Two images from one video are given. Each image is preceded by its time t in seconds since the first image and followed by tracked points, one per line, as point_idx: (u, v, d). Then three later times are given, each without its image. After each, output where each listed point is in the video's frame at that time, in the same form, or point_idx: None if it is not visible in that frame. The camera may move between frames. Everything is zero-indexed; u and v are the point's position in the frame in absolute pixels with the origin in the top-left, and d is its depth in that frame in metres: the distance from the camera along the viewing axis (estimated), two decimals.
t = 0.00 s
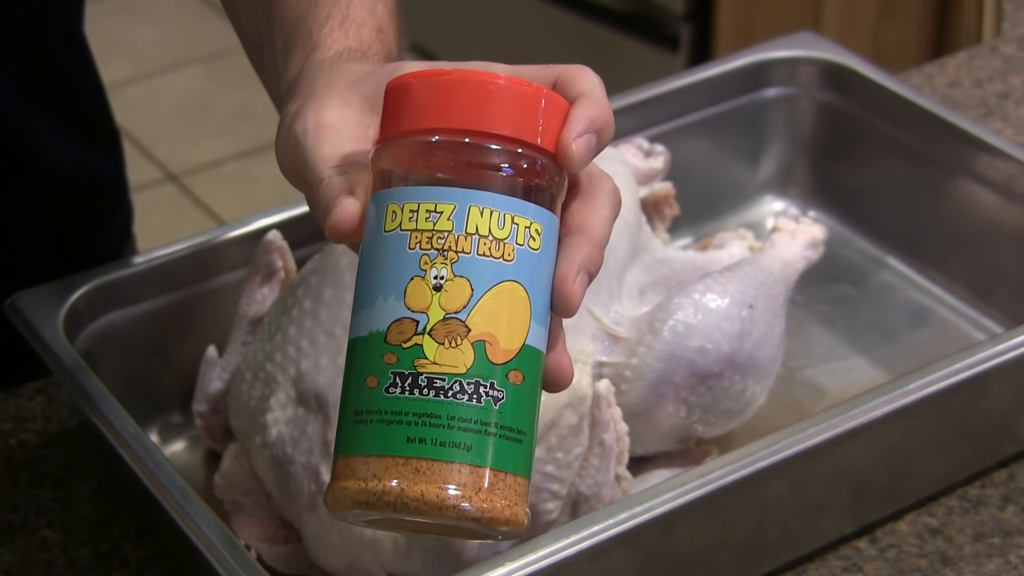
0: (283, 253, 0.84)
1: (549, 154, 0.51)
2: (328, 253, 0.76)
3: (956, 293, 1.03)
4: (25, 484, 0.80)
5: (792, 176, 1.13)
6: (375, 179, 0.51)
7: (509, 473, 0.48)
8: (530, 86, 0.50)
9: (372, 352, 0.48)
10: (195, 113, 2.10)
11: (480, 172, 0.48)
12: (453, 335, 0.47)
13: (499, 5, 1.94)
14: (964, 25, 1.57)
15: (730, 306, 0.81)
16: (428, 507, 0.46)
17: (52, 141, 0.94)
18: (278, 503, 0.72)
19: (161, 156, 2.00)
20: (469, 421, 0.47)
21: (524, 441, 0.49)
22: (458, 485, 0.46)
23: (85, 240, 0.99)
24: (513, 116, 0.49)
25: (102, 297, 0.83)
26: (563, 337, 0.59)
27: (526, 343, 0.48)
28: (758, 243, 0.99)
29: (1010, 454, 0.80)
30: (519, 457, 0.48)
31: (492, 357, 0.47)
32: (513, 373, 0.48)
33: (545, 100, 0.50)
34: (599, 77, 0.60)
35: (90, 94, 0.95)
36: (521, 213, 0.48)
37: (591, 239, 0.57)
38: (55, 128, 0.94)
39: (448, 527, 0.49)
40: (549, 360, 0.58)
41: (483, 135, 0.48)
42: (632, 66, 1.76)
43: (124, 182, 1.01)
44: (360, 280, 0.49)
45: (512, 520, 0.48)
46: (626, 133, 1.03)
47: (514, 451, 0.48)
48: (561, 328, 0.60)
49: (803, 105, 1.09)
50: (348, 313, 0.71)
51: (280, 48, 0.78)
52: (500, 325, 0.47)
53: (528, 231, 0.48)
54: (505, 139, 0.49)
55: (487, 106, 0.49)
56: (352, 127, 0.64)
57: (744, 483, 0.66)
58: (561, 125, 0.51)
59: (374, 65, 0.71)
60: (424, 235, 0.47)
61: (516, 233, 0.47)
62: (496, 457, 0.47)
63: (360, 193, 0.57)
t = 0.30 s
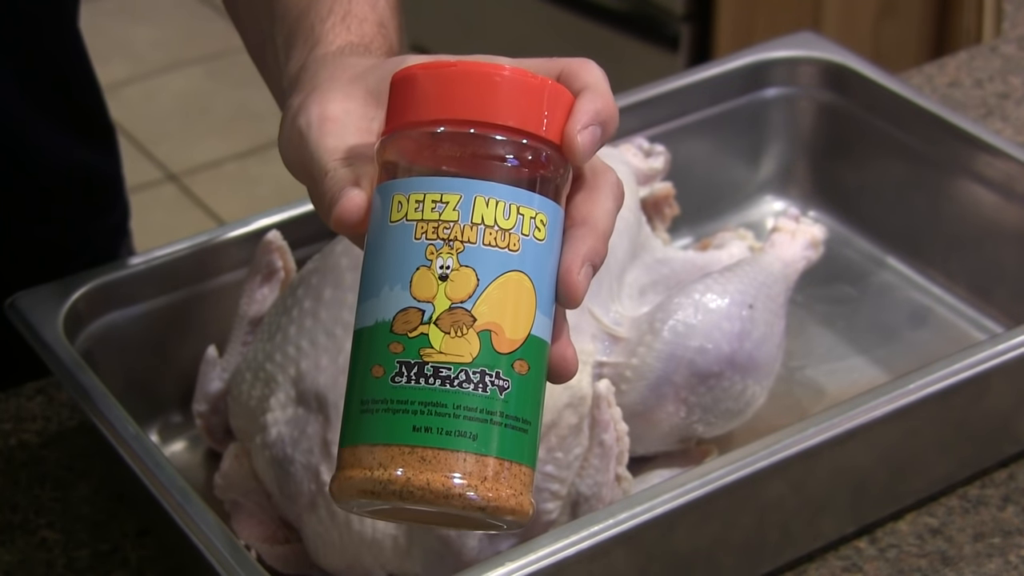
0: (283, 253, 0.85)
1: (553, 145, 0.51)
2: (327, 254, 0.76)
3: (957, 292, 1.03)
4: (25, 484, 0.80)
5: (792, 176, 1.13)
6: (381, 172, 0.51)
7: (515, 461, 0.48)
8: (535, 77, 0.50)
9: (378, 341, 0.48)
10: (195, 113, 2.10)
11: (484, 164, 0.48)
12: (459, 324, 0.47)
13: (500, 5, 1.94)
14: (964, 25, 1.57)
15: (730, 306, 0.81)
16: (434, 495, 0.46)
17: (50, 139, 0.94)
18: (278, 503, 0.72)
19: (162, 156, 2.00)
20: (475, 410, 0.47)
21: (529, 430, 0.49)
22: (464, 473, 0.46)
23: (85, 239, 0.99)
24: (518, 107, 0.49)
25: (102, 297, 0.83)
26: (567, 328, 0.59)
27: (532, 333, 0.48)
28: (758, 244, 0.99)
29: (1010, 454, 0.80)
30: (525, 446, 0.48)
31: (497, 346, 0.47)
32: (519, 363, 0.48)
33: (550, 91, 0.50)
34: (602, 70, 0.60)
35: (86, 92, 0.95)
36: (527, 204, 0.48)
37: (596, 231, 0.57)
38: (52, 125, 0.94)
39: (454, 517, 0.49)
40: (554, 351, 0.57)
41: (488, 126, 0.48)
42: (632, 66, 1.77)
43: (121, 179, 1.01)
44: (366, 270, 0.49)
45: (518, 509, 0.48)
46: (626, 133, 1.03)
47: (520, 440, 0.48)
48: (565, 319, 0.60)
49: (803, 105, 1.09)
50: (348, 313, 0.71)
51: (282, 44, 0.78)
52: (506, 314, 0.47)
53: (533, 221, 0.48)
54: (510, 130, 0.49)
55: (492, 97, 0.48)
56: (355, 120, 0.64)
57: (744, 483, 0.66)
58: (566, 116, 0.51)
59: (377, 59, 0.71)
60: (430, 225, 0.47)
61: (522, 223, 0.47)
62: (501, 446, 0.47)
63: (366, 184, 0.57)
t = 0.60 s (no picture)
0: (283, 253, 0.85)
1: (552, 141, 0.51)
2: (328, 253, 0.76)
3: (957, 292, 1.03)
4: (25, 484, 0.80)
5: (792, 176, 1.13)
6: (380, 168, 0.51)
7: (513, 457, 0.48)
8: (534, 73, 0.50)
9: (377, 336, 0.48)
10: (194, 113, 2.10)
11: (483, 158, 0.48)
12: (458, 319, 0.47)
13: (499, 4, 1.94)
14: (964, 25, 1.57)
15: (730, 306, 0.81)
16: (432, 489, 0.46)
17: (48, 136, 0.94)
18: (278, 503, 0.72)
19: (161, 156, 2.00)
20: (473, 404, 0.47)
21: (527, 426, 0.49)
22: (462, 468, 0.46)
23: (82, 238, 0.99)
24: (518, 103, 0.49)
25: (102, 298, 0.83)
26: (565, 324, 0.59)
27: (530, 328, 0.48)
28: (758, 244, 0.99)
29: (1010, 454, 0.80)
30: (523, 441, 0.48)
31: (496, 341, 0.47)
32: (517, 358, 0.48)
33: (549, 87, 0.50)
34: (601, 68, 0.60)
35: (81, 88, 0.95)
36: (526, 199, 0.48)
37: (593, 227, 0.57)
38: (49, 122, 0.94)
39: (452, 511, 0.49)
40: (551, 346, 0.58)
41: (487, 122, 0.48)
42: (631, 65, 1.77)
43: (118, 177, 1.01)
44: (365, 265, 0.49)
45: (515, 504, 0.48)
46: (626, 133, 1.03)
47: (518, 435, 0.48)
48: (563, 315, 0.60)
49: (803, 105, 1.09)
50: (348, 313, 0.71)
51: (280, 41, 0.78)
52: (505, 309, 0.47)
53: (533, 217, 0.48)
54: (509, 126, 0.49)
55: (491, 93, 0.49)
56: (354, 116, 0.64)
57: (744, 483, 0.66)
58: (565, 113, 0.51)
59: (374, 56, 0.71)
60: (430, 220, 0.47)
61: (521, 219, 0.48)
62: (499, 440, 0.47)
63: (364, 179, 0.57)
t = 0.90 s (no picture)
0: (283, 253, 0.85)
1: (542, 137, 0.51)
2: (328, 253, 0.76)
3: (957, 293, 1.03)
4: (25, 484, 0.80)
5: (792, 176, 1.13)
6: (370, 162, 0.51)
7: (501, 451, 0.48)
8: (524, 68, 0.50)
9: (366, 329, 0.48)
10: (194, 113, 2.10)
11: (473, 153, 0.48)
12: (446, 313, 0.47)
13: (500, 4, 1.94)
14: (964, 25, 1.57)
15: (730, 306, 0.81)
16: (419, 483, 0.46)
17: (47, 136, 0.94)
18: (278, 503, 0.72)
19: (162, 156, 2.00)
20: (461, 398, 0.47)
21: (515, 420, 0.49)
22: (449, 461, 0.46)
23: (81, 236, 0.99)
24: (508, 97, 0.49)
25: (102, 297, 0.83)
26: (555, 320, 0.59)
27: (518, 322, 0.48)
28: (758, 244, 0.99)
29: (1010, 454, 0.80)
30: (511, 436, 0.48)
31: (484, 335, 0.47)
32: (505, 352, 0.48)
33: (539, 82, 0.50)
34: (592, 64, 0.60)
35: (80, 88, 0.95)
36: (515, 193, 0.48)
37: (582, 223, 0.57)
38: (47, 121, 0.94)
39: (441, 505, 0.49)
40: (540, 342, 0.58)
41: (476, 116, 0.48)
42: (631, 66, 1.77)
43: (116, 176, 1.01)
44: (354, 259, 0.49)
45: (504, 498, 0.48)
46: (626, 133, 1.03)
47: (506, 429, 0.48)
48: (552, 311, 0.60)
49: (803, 105, 1.09)
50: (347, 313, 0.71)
51: (274, 39, 0.78)
52: (493, 303, 0.47)
53: (521, 212, 0.48)
54: (498, 121, 0.49)
55: (481, 88, 0.49)
56: (347, 113, 0.64)
57: (744, 483, 0.66)
58: (554, 108, 0.51)
59: (366, 54, 0.71)
60: (418, 214, 0.47)
61: (509, 213, 0.48)
62: (487, 434, 0.47)
63: (355, 175, 0.57)
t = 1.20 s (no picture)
0: (283, 253, 0.85)
1: (541, 134, 0.51)
2: (328, 253, 0.76)
3: (957, 293, 1.03)
4: (25, 484, 0.80)
5: (792, 176, 1.13)
6: (369, 160, 0.51)
7: (500, 448, 0.48)
8: (523, 65, 0.50)
9: (365, 327, 0.48)
10: (194, 113, 2.10)
11: (472, 151, 0.48)
12: (445, 310, 0.47)
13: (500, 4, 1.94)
14: (964, 25, 1.57)
15: (730, 306, 0.81)
16: (419, 480, 0.46)
17: (47, 136, 0.94)
18: (278, 503, 0.72)
19: (161, 156, 2.00)
20: (461, 395, 0.47)
21: (515, 418, 0.49)
22: (450, 459, 0.46)
23: (81, 237, 0.99)
24: (506, 95, 0.49)
25: (102, 297, 0.83)
26: (554, 317, 0.59)
27: (518, 320, 0.48)
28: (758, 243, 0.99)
29: (1010, 454, 0.80)
30: (511, 433, 0.48)
31: (484, 332, 0.47)
32: (505, 349, 0.48)
33: (537, 80, 0.50)
34: (590, 61, 0.60)
35: (80, 89, 0.95)
36: (514, 190, 0.48)
37: (581, 220, 0.57)
38: (47, 122, 0.94)
39: (441, 503, 0.49)
40: (539, 339, 0.58)
41: (475, 113, 0.48)
42: (631, 66, 1.77)
43: (117, 177, 1.01)
44: (353, 257, 0.49)
45: (504, 496, 0.48)
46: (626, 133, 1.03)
47: (506, 426, 0.48)
48: (552, 308, 0.59)
49: (803, 105, 1.09)
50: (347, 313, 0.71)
51: (272, 38, 0.78)
52: (493, 301, 0.47)
53: (520, 209, 0.48)
54: (497, 118, 0.49)
55: (480, 85, 0.49)
56: (344, 111, 0.64)
57: (744, 483, 0.66)
58: (553, 105, 0.51)
59: (363, 52, 0.71)
60: (417, 211, 0.47)
61: (508, 210, 0.48)
62: (487, 432, 0.47)
63: (353, 173, 0.58)
